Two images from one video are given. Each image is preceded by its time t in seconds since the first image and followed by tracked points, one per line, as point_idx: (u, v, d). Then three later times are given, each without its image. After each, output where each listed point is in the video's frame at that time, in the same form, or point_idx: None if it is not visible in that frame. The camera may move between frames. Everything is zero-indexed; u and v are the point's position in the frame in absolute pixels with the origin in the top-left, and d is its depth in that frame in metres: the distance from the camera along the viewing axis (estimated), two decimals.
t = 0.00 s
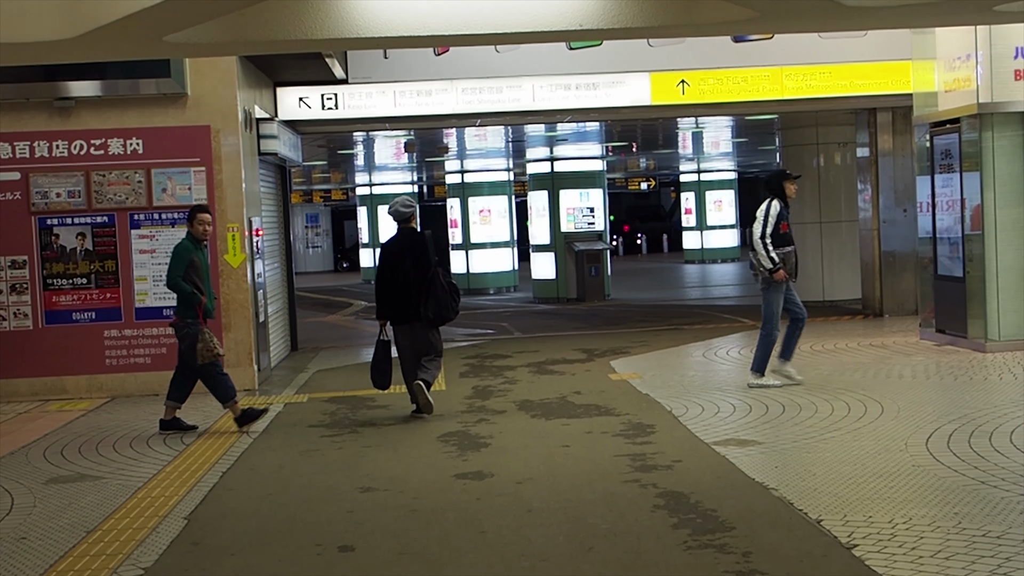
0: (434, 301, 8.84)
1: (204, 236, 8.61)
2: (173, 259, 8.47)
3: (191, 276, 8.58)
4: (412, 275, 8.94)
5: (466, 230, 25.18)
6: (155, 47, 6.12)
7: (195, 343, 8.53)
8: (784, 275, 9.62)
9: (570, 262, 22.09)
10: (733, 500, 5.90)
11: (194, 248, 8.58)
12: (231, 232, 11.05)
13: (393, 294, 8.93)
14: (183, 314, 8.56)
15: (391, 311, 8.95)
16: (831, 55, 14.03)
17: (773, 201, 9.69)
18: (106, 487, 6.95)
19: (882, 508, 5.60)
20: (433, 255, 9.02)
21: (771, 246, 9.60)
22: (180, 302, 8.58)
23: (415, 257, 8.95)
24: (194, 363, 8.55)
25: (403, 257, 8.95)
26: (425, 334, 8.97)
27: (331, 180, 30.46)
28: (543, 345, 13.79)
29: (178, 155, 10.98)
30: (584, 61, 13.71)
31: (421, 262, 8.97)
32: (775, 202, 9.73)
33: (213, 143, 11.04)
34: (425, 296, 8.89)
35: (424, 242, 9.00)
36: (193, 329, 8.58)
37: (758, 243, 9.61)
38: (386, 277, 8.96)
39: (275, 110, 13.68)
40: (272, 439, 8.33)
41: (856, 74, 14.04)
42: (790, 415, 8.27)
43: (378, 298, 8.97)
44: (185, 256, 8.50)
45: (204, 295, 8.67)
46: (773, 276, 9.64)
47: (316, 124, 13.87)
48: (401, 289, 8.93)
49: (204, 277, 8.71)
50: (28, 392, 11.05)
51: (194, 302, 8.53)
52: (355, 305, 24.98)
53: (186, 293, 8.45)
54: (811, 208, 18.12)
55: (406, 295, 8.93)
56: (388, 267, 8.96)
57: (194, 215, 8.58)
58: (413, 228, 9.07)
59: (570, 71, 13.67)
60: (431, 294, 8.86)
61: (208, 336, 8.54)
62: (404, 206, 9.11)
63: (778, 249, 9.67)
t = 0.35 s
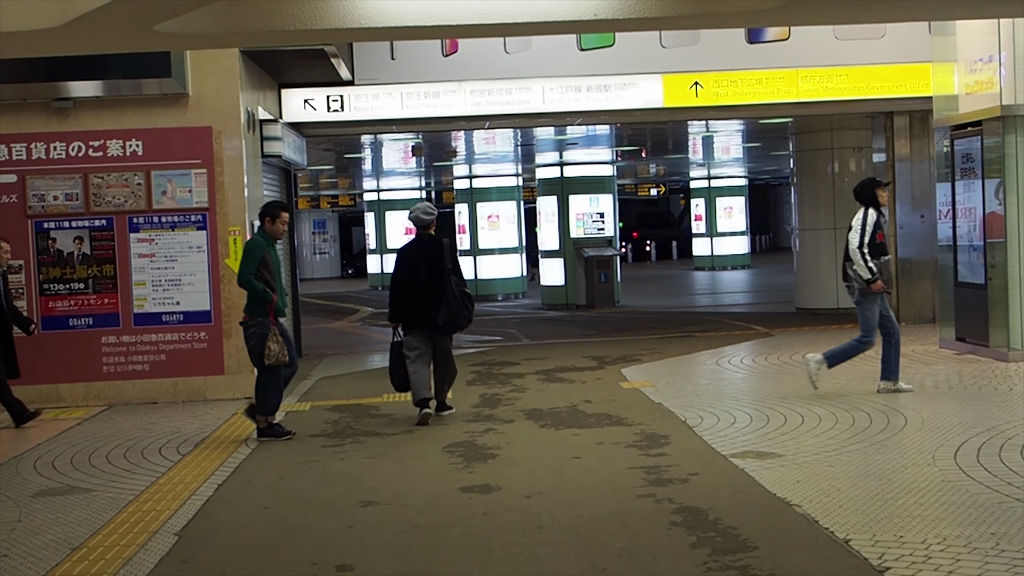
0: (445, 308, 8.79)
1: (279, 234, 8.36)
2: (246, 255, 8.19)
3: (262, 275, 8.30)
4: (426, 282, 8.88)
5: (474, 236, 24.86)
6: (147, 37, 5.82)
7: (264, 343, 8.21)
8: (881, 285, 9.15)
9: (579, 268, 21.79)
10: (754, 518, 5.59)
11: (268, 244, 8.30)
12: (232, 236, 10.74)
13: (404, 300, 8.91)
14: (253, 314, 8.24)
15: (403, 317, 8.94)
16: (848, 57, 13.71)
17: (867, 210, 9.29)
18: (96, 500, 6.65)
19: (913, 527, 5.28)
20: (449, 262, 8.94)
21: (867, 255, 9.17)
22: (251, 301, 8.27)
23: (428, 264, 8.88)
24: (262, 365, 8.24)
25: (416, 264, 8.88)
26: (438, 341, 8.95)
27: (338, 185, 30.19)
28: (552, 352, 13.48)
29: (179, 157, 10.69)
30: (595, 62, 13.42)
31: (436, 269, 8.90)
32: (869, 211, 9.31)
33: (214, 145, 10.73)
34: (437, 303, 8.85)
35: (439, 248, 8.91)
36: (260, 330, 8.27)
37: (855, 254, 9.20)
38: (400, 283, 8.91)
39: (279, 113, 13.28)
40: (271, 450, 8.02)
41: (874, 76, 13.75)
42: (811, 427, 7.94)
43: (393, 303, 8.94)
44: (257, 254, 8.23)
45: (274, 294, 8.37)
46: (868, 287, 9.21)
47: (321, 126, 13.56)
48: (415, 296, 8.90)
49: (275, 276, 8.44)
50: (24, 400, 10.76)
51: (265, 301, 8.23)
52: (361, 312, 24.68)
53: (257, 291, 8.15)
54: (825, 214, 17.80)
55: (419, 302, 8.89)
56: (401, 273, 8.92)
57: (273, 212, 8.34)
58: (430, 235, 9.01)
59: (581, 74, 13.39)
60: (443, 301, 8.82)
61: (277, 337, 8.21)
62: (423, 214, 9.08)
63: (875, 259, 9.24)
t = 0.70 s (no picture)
0: (470, 305, 8.75)
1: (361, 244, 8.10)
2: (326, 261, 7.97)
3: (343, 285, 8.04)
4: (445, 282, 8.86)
5: (481, 241, 24.54)
6: (133, 30, 5.51)
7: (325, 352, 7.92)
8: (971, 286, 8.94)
9: (588, 274, 21.49)
10: (777, 538, 5.28)
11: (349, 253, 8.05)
12: (232, 240, 10.45)
13: (423, 300, 8.91)
14: (328, 324, 7.96)
15: (422, 317, 8.93)
16: (864, 57, 13.41)
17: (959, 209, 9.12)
18: (84, 517, 6.35)
19: (946, 551, 4.97)
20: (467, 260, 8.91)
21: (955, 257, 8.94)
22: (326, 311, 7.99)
23: (445, 264, 8.87)
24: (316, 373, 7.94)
25: (433, 265, 8.87)
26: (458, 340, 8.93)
27: (344, 190, 29.90)
28: (560, 360, 13.17)
29: (177, 159, 10.40)
30: (605, 63, 13.11)
31: (454, 268, 8.87)
32: (959, 210, 9.15)
33: (213, 147, 10.43)
34: (458, 301, 8.83)
35: (456, 249, 8.88)
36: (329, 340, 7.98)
37: (943, 256, 8.94)
38: (417, 284, 8.91)
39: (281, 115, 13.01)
40: (270, 463, 7.72)
41: (890, 78, 13.44)
42: (831, 440, 7.63)
43: (411, 305, 8.93)
44: (338, 261, 7.99)
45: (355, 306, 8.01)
46: (959, 288, 8.95)
47: (324, 128, 13.26)
48: (433, 297, 8.88)
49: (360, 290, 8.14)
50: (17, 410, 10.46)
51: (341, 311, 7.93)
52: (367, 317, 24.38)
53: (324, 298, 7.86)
54: (838, 218, 17.47)
55: (439, 303, 8.87)
56: (419, 274, 8.91)
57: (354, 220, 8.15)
58: (443, 234, 8.97)
59: (590, 75, 13.08)
60: (466, 299, 8.79)
61: (337, 348, 7.90)
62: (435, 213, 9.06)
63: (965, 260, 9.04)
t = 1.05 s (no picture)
0: (468, 315, 8.96)
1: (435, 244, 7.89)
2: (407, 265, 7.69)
3: (423, 288, 7.80)
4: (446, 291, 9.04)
5: (488, 247, 24.25)
6: (111, 23, 5.21)
7: (433, 360, 7.63)
8: None
9: (596, 281, 21.15)
10: (797, 566, 4.97)
11: (425, 254, 7.82)
12: (230, 248, 10.15)
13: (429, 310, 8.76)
14: (414, 329, 7.68)
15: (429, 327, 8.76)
16: (878, 59, 13.10)
17: None
18: (67, 539, 6.05)
19: None
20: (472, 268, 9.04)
21: None
22: (410, 317, 7.70)
23: (447, 274, 8.99)
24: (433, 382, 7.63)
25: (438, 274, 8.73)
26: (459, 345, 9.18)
27: (349, 195, 29.64)
28: (567, 370, 12.85)
29: (173, 164, 10.10)
30: (613, 65, 12.81)
31: (457, 277, 9.01)
32: None
33: (211, 152, 10.13)
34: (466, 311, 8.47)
35: (460, 259, 8.97)
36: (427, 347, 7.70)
37: None
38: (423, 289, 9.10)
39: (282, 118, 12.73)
40: (265, 481, 7.42)
41: (904, 80, 13.13)
42: (850, 457, 7.31)
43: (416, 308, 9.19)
44: (418, 263, 7.74)
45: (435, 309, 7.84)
46: None
47: (326, 132, 12.96)
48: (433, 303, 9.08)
49: (434, 289, 7.93)
50: (9, 422, 10.17)
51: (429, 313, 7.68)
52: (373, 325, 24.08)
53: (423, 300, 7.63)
54: (851, 224, 17.15)
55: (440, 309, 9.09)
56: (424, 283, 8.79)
57: (428, 218, 7.91)
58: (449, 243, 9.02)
59: (598, 77, 12.79)
60: (465, 308, 8.98)
61: (446, 351, 7.64)
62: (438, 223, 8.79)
63: None
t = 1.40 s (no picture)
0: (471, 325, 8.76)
1: (524, 237, 7.44)
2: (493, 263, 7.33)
3: (511, 285, 7.39)
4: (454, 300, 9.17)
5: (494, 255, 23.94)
6: (90, 8, 4.90)
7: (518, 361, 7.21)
8: None
9: (602, 288, 20.90)
10: None
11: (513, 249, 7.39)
12: (226, 254, 9.85)
13: (433, 315, 9.20)
14: (502, 329, 7.31)
15: (433, 331, 9.21)
16: (892, 61, 12.79)
17: None
18: (48, 559, 5.74)
19: None
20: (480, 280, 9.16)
21: None
22: (500, 317, 7.34)
23: (456, 282, 9.14)
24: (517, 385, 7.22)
25: (444, 280, 9.16)
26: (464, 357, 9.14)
27: (352, 203, 29.34)
28: (574, 379, 12.54)
29: (168, 168, 9.80)
30: (620, 68, 12.51)
31: (464, 286, 9.16)
32: None
33: (207, 155, 9.81)
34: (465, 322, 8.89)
35: (467, 268, 9.15)
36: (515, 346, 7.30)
37: None
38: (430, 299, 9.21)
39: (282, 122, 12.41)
40: (259, 496, 7.11)
41: (918, 82, 12.82)
42: (871, 472, 6.99)
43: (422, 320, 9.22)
44: (506, 260, 7.34)
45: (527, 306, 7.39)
46: None
47: (327, 136, 12.65)
48: (442, 312, 9.18)
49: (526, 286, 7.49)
50: None
51: (516, 313, 7.30)
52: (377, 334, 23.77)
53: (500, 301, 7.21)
54: (862, 231, 16.84)
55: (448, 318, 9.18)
56: (430, 288, 9.21)
57: (509, 213, 7.46)
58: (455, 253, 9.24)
59: (604, 80, 12.49)
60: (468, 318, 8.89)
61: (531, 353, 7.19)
62: (450, 232, 9.24)
63: None
